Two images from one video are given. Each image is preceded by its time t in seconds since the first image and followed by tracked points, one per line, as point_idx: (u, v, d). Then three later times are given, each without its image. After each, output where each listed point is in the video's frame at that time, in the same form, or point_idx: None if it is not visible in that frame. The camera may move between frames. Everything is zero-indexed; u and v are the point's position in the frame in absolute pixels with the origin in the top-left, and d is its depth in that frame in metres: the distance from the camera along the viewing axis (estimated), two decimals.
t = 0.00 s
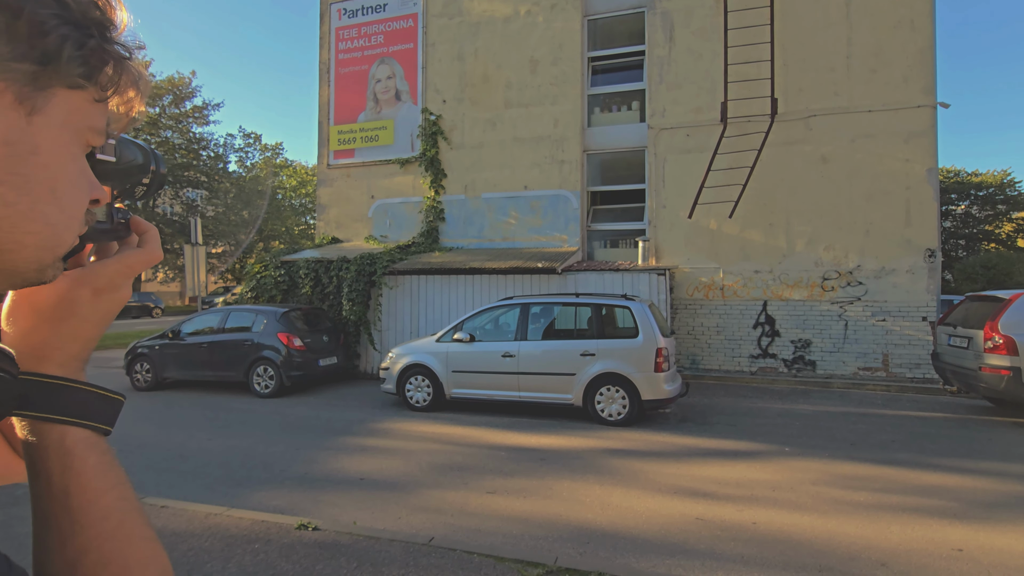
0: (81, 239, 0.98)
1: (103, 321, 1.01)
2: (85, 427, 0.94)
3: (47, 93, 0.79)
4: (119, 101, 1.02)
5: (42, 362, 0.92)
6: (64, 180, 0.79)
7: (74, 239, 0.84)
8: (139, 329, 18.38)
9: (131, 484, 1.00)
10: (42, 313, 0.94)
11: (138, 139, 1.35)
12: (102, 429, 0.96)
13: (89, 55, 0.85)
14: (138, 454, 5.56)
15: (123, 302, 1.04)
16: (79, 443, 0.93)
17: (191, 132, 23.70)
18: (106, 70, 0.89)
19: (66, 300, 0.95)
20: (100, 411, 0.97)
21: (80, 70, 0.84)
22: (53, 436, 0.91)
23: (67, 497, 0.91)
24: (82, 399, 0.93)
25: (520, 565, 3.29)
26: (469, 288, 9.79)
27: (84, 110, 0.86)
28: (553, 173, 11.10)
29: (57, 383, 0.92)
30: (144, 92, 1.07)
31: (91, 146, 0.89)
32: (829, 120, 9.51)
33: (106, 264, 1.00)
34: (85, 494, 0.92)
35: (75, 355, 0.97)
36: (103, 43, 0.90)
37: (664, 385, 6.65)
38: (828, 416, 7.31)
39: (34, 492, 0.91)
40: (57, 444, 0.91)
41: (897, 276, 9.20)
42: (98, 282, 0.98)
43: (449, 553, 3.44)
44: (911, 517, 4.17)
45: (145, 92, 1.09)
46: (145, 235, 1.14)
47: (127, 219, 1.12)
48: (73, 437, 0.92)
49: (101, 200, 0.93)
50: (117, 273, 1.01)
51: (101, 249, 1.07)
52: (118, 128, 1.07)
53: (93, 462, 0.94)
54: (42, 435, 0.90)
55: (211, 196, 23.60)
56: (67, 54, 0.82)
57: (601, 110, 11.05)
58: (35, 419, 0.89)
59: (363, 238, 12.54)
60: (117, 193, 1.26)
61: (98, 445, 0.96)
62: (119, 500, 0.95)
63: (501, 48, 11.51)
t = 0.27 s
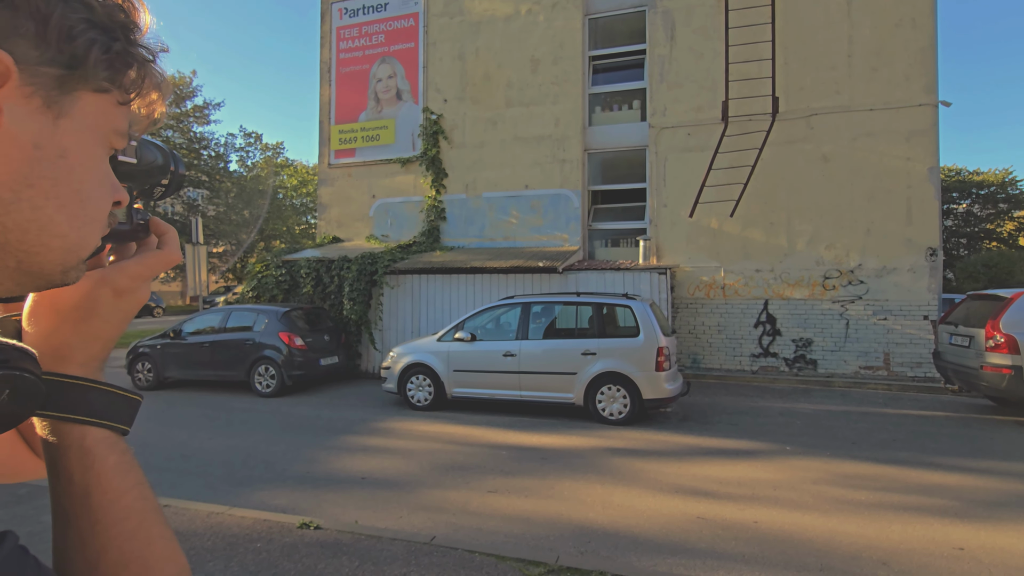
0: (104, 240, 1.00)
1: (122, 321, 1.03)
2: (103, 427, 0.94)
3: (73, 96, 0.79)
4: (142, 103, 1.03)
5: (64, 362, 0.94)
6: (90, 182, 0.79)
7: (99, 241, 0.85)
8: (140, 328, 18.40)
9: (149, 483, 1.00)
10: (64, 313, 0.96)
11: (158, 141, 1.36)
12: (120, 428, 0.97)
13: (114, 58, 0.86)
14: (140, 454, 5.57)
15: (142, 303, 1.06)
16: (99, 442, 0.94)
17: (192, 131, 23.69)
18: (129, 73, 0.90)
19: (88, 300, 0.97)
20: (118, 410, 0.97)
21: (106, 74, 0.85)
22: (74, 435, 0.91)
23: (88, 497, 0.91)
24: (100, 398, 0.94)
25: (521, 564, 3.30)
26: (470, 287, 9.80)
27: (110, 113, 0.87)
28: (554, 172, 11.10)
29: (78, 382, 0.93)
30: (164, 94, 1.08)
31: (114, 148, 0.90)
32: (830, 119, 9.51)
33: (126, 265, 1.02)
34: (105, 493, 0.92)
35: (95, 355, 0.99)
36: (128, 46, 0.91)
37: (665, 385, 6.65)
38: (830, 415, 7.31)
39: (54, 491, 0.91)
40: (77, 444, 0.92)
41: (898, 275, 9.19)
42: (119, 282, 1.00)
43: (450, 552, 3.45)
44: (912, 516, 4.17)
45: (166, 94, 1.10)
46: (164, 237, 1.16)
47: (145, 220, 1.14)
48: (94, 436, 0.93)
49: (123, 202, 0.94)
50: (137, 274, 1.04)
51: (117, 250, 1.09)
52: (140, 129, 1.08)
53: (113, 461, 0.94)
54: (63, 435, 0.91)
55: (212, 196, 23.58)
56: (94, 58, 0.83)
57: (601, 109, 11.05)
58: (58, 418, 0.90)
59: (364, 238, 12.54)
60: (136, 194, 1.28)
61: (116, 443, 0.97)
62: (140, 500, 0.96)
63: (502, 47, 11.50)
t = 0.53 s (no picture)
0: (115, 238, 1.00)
1: (134, 321, 1.03)
2: (116, 427, 0.95)
3: (88, 94, 0.79)
4: (153, 101, 1.04)
5: (76, 363, 0.94)
6: (103, 184, 0.79)
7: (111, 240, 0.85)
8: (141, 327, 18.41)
9: (161, 482, 1.01)
10: (77, 313, 0.96)
11: (168, 138, 1.37)
12: (132, 428, 0.97)
13: (127, 57, 0.86)
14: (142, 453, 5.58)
15: (152, 303, 1.06)
16: (112, 442, 0.94)
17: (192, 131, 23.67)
18: (142, 71, 0.90)
19: (100, 300, 0.97)
20: (130, 411, 0.98)
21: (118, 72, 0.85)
22: (88, 436, 0.92)
23: (101, 497, 0.91)
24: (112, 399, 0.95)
25: (523, 563, 3.30)
26: (471, 287, 9.80)
27: (122, 112, 0.87)
28: (555, 171, 11.09)
29: (91, 383, 0.93)
30: (175, 92, 1.08)
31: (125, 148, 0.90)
32: (831, 118, 9.49)
33: (139, 265, 1.02)
34: (120, 493, 0.92)
35: (107, 354, 0.99)
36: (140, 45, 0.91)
37: (667, 384, 6.65)
38: (831, 414, 7.31)
39: (68, 492, 0.91)
40: (91, 445, 0.92)
41: (900, 274, 9.18)
42: (131, 282, 1.00)
43: (452, 551, 3.45)
44: (914, 515, 4.17)
45: (175, 92, 1.10)
46: (174, 235, 1.17)
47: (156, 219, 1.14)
48: (107, 436, 0.93)
49: (135, 201, 0.94)
50: (149, 273, 1.04)
51: (129, 249, 1.10)
52: (151, 127, 1.08)
53: (126, 461, 0.94)
54: (77, 437, 0.91)
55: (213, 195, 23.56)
56: (107, 56, 0.83)
57: (602, 108, 11.04)
58: (72, 418, 0.90)
59: (365, 237, 12.55)
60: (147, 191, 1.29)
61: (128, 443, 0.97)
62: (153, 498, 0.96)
63: (503, 46, 11.49)
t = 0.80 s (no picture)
0: (116, 238, 1.02)
1: (136, 320, 1.05)
2: (119, 429, 0.96)
3: (88, 94, 0.80)
4: (155, 100, 1.05)
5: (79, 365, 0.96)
6: (103, 183, 0.81)
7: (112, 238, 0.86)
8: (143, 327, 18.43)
9: (165, 485, 1.01)
10: (79, 314, 0.97)
11: (170, 137, 1.38)
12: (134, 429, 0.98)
13: (127, 56, 0.87)
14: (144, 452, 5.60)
15: (154, 303, 1.08)
16: (115, 444, 0.95)
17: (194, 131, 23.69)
18: (142, 70, 0.91)
19: (103, 300, 0.99)
20: (131, 411, 0.99)
21: (119, 71, 0.86)
22: (90, 437, 0.93)
23: (105, 498, 0.92)
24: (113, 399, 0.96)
25: (525, 562, 3.32)
26: (472, 286, 9.82)
27: (121, 111, 0.88)
28: (555, 171, 11.10)
29: (92, 384, 0.95)
30: (176, 90, 1.09)
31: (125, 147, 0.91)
32: (832, 117, 9.50)
33: (141, 265, 1.04)
34: (124, 494, 0.93)
35: (109, 354, 1.02)
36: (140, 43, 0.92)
37: (668, 383, 6.66)
38: (832, 413, 7.32)
39: (71, 496, 0.92)
40: (93, 446, 0.93)
41: (900, 273, 9.19)
42: (134, 282, 1.02)
43: (454, 550, 3.47)
44: (914, 514, 4.18)
45: (177, 91, 1.12)
46: (177, 235, 1.19)
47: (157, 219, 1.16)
48: (108, 437, 0.95)
49: (135, 201, 0.95)
50: (151, 274, 1.06)
51: (131, 250, 1.11)
52: (152, 126, 1.10)
53: (130, 462, 0.96)
54: (79, 438, 0.92)
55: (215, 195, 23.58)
56: (108, 55, 0.84)
57: (603, 108, 11.06)
58: (73, 420, 0.92)
59: (366, 236, 12.57)
60: (150, 191, 1.30)
61: (131, 444, 0.98)
62: (157, 499, 0.97)
63: (504, 46, 11.50)
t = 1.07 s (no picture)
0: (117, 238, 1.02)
1: (136, 320, 1.05)
2: (119, 432, 0.96)
3: (88, 93, 0.80)
4: (157, 98, 1.05)
5: (79, 366, 0.96)
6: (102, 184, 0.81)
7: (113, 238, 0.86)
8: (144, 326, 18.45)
9: (165, 488, 1.02)
10: (78, 315, 0.97)
11: (171, 135, 1.38)
12: (134, 432, 0.98)
13: (128, 54, 0.87)
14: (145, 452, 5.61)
15: (155, 303, 1.08)
16: (115, 447, 0.95)
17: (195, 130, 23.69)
18: (143, 68, 0.91)
19: (103, 300, 0.99)
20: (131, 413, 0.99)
21: (119, 69, 0.86)
22: (90, 440, 0.93)
23: (105, 502, 0.92)
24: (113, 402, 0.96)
25: (526, 561, 3.33)
26: (473, 285, 9.82)
27: (121, 110, 0.88)
28: (556, 170, 11.10)
29: (91, 386, 0.95)
30: (177, 88, 1.09)
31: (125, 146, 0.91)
32: (833, 117, 9.49)
33: (141, 265, 1.04)
34: (124, 498, 0.93)
35: (109, 355, 1.01)
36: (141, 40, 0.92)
37: (668, 382, 6.66)
38: (833, 413, 7.32)
39: (71, 500, 0.92)
40: (93, 448, 0.93)
41: (901, 273, 9.18)
42: (134, 282, 1.02)
43: (455, 549, 3.47)
44: (915, 514, 4.18)
45: (179, 89, 1.12)
46: (177, 234, 1.19)
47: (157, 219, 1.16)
48: (108, 440, 0.95)
49: (136, 200, 0.95)
50: (152, 273, 1.05)
51: (131, 251, 1.11)
52: (153, 125, 1.10)
53: (130, 465, 0.96)
54: (78, 442, 0.92)
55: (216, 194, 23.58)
56: (110, 53, 0.84)
57: (604, 107, 11.06)
58: (73, 423, 0.92)
59: (367, 236, 12.57)
60: (151, 189, 1.30)
61: (132, 447, 0.99)
62: (158, 503, 0.97)
63: (505, 45, 11.49)
